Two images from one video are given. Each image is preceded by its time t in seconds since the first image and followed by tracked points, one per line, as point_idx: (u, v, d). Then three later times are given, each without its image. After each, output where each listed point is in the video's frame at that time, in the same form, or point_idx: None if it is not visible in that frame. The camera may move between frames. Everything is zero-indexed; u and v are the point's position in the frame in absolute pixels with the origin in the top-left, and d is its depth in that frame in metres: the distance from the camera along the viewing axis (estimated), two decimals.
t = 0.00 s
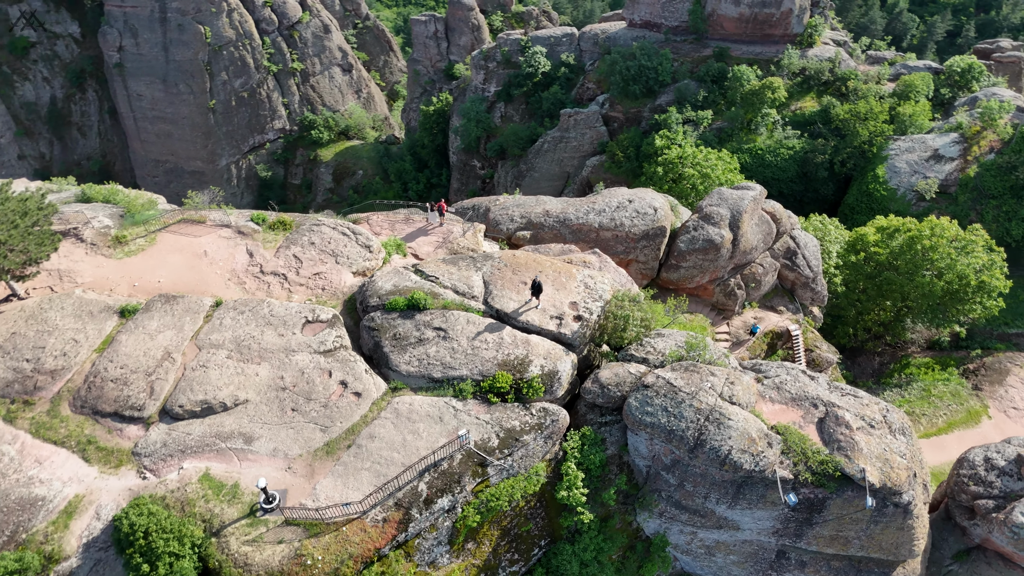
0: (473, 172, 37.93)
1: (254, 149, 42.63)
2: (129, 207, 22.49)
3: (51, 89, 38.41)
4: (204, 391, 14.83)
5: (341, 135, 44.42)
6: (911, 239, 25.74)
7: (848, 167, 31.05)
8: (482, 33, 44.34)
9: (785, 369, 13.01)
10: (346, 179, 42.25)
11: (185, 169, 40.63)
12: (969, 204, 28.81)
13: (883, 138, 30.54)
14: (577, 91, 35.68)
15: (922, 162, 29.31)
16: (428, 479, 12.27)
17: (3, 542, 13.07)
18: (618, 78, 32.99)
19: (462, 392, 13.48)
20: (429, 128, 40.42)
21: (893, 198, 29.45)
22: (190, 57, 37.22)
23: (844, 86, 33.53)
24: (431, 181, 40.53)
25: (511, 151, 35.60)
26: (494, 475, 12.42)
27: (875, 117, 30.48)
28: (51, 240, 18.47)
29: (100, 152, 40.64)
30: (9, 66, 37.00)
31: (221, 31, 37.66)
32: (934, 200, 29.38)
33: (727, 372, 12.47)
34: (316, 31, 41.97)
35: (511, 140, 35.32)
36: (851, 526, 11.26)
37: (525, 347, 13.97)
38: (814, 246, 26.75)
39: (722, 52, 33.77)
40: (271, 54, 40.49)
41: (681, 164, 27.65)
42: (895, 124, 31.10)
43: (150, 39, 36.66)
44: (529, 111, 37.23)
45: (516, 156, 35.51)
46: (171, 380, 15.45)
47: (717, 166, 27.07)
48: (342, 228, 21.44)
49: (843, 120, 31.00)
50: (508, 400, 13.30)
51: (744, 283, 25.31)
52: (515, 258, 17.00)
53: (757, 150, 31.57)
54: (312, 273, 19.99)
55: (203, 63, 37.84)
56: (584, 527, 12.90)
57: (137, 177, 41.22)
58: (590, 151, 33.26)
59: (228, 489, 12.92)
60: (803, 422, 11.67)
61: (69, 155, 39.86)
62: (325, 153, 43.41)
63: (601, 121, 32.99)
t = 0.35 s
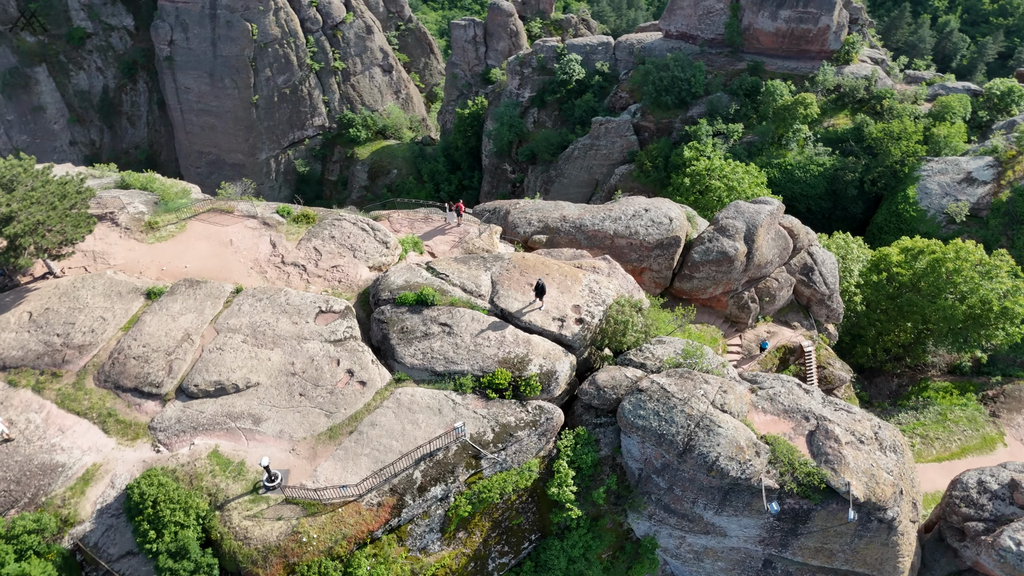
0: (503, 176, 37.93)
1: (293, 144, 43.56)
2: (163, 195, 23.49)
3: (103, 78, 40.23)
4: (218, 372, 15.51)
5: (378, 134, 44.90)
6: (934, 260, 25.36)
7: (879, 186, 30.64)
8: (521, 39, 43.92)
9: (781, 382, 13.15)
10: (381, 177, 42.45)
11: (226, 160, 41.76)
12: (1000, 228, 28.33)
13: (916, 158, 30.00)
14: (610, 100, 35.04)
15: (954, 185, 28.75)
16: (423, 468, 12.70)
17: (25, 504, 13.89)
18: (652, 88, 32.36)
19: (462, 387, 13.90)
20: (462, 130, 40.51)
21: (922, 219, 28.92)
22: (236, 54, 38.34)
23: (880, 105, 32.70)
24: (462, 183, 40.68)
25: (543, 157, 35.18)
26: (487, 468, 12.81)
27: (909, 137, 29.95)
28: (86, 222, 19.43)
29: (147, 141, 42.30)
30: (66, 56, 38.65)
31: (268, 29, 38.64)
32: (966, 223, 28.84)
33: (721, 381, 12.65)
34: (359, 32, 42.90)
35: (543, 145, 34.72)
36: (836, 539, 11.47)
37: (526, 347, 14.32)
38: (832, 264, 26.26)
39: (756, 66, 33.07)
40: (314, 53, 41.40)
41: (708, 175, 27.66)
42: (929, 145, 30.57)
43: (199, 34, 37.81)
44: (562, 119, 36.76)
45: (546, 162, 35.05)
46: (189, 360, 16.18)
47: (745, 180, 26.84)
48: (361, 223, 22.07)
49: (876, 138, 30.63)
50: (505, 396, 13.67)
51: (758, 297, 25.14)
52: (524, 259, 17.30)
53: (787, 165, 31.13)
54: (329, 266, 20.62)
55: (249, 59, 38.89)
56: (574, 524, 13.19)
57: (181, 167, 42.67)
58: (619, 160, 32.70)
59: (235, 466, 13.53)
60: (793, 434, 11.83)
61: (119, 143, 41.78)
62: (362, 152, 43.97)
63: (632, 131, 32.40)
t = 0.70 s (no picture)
0: (532, 182, 38.03)
1: (330, 142, 44.20)
2: (194, 185, 24.46)
3: (153, 72, 41.76)
4: (231, 355, 16.21)
5: (413, 136, 45.15)
6: (955, 283, 24.96)
7: (906, 208, 30.17)
8: (556, 46, 43.66)
9: (771, 392, 13.33)
10: (413, 178, 42.97)
11: (265, 155, 42.70)
12: None
13: (945, 180, 29.57)
14: (640, 110, 34.86)
15: (982, 209, 28.18)
16: (416, 456, 13.17)
17: (45, 470, 14.76)
18: (682, 100, 32.12)
19: (460, 381, 14.36)
20: (494, 135, 40.94)
21: (948, 242, 28.42)
22: (279, 52, 39.46)
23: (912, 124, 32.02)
24: (492, 187, 41.03)
25: (571, 164, 35.28)
26: (477, 460, 13.24)
27: (938, 158, 29.64)
28: (119, 208, 20.38)
29: (191, 134, 43.73)
30: (118, 49, 40.50)
31: (310, 29, 39.69)
32: (992, 247, 28.28)
33: (711, 389, 12.88)
34: (398, 35, 43.32)
35: (572, 152, 34.90)
36: (815, 550, 11.76)
37: (523, 346, 14.71)
38: (846, 282, 26.01)
39: (787, 82, 32.45)
40: (354, 54, 42.12)
41: (732, 189, 27.63)
42: (959, 168, 30.09)
43: (246, 32, 39.16)
44: (593, 127, 36.60)
45: (575, 169, 35.13)
46: (205, 343, 16.94)
47: (768, 195, 26.93)
48: (379, 221, 22.67)
49: (906, 158, 30.21)
50: (500, 392, 14.09)
51: (768, 311, 25.05)
52: (530, 262, 17.59)
53: (813, 182, 30.82)
54: (344, 260, 21.26)
55: (291, 58, 39.92)
56: (561, 520, 13.53)
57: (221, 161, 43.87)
58: (647, 169, 32.76)
59: (240, 445, 14.16)
60: (778, 445, 12.05)
61: (164, 135, 43.41)
62: (397, 152, 44.31)
63: (660, 141, 32.49)
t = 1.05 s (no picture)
0: (555, 187, 37.99)
1: (360, 142, 44.91)
2: (218, 179, 25.30)
3: (192, 68, 43.10)
4: (241, 343, 16.84)
5: (441, 138, 46.14)
6: (969, 302, 24.68)
7: (926, 226, 29.74)
8: (583, 54, 43.94)
9: (758, 400, 13.62)
10: (439, 180, 43.75)
11: (296, 153, 43.44)
12: None
13: (968, 200, 29.15)
14: (664, 119, 34.67)
15: (1005, 229, 27.45)
16: (410, 446, 13.65)
17: (60, 444, 15.51)
18: (705, 110, 32.10)
19: (456, 376, 14.79)
20: (520, 139, 40.64)
21: (967, 262, 27.79)
22: (313, 52, 39.86)
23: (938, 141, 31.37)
24: (515, 191, 40.92)
25: (594, 171, 35.12)
26: (470, 453, 13.69)
27: (962, 177, 29.37)
28: (144, 198, 21.22)
29: (225, 130, 45.31)
30: (160, 45, 41.73)
31: (344, 30, 40.24)
32: (1012, 268, 27.65)
33: (698, 394, 13.16)
34: (430, 38, 44.40)
35: (594, 159, 34.76)
36: (794, 556, 11.97)
37: (519, 345, 15.10)
38: (855, 296, 25.85)
39: (812, 95, 32.03)
40: (386, 56, 42.99)
41: (752, 201, 27.45)
42: (981, 187, 29.55)
43: (281, 32, 39.85)
44: (616, 134, 36.53)
45: (597, 176, 35.03)
46: (217, 330, 17.62)
47: (786, 208, 26.59)
48: (391, 219, 23.22)
49: (930, 176, 29.86)
50: (495, 388, 14.50)
51: (774, 322, 25.02)
52: (533, 264, 17.87)
53: (833, 197, 30.27)
54: (355, 256, 21.88)
55: (325, 58, 40.43)
56: (549, 515, 13.87)
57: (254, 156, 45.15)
58: (668, 179, 32.55)
59: (244, 428, 14.74)
60: (762, 451, 12.30)
61: (200, 129, 44.80)
62: (424, 153, 45.27)
63: (683, 151, 32.18)
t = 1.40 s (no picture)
0: (578, 194, 38.19)
1: (389, 143, 45.82)
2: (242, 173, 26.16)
3: (231, 66, 44.38)
4: (251, 331, 17.51)
5: (469, 141, 46.76)
6: (980, 324, 24.48)
7: (947, 247, 29.05)
8: (612, 62, 44.20)
9: (744, 407, 14.02)
10: (465, 183, 44.52)
11: (327, 152, 44.44)
12: None
13: (989, 221, 28.41)
14: (688, 130, 34.78)
15: None
16: (404, 435, 14.19)
17: (77, 419, 16.33)
18: (728, 122, 31.95)
19: (453, 371, 15.28)
20: (546, 145, 41.09)
21: (984, 283, 27.05)
22: (347, 54, 40.74)
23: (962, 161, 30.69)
24: (539, 197, 41.11)
25: (616, 178, 35.26)
26: (461, 445, 14.21)
27: (984, 198, 28.81)
28: (168, 190, 22.21)
29: (260, 127, 46.27)
30: (201, 43, 43.20)
31: (378, 34, 41.08)
32: None
33: (685, 398, 13.53)
34: (462, 43, 44.92)
35: (616, 167, 34.96)
36: (771, 560, 12.35)
37: (515, 344, 15.58)
38: (862, 312, 25.77)
39: (838, 110, 31.63)
40: (418, 59, 43.61)
41: (770, 214, 27.61)
42: (1003, 208, 28.74)
43: (317, 33, 40.60)
44: (640, 143, 36.86)
45: (619, 184, 35.17)
46: (229, 317, 18.34)
47: (803, 222, 26.73)
48: (403, 218, 23.83)
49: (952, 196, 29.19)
50: (489, 384, 14.98)
51: (779, 335, 25.04)
52: (536, 266, 18.22)
53: (854, 212, 30.09)
54: (366, 252, 22.57)
55: (358, 60, 41.29)
56: (536, 510, 14.29)
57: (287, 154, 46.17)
58: (689, 189, 32.52)
59: (248, 411, 15.40)
60: (745, 456, 12.71)
61: (236, 126, 46.09)
62: (451, 156, 45.86)
63: (705, 162, 32.21)
